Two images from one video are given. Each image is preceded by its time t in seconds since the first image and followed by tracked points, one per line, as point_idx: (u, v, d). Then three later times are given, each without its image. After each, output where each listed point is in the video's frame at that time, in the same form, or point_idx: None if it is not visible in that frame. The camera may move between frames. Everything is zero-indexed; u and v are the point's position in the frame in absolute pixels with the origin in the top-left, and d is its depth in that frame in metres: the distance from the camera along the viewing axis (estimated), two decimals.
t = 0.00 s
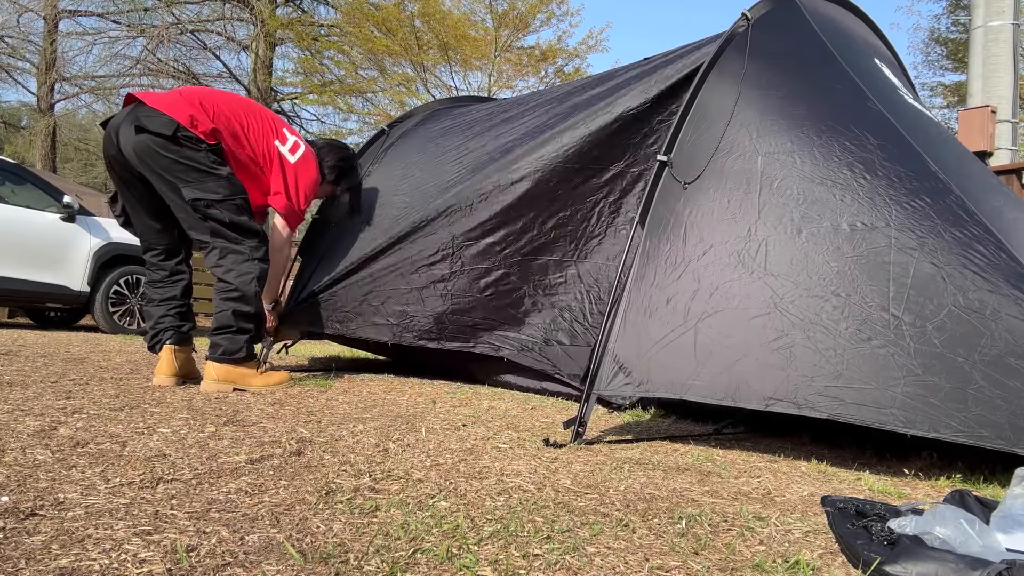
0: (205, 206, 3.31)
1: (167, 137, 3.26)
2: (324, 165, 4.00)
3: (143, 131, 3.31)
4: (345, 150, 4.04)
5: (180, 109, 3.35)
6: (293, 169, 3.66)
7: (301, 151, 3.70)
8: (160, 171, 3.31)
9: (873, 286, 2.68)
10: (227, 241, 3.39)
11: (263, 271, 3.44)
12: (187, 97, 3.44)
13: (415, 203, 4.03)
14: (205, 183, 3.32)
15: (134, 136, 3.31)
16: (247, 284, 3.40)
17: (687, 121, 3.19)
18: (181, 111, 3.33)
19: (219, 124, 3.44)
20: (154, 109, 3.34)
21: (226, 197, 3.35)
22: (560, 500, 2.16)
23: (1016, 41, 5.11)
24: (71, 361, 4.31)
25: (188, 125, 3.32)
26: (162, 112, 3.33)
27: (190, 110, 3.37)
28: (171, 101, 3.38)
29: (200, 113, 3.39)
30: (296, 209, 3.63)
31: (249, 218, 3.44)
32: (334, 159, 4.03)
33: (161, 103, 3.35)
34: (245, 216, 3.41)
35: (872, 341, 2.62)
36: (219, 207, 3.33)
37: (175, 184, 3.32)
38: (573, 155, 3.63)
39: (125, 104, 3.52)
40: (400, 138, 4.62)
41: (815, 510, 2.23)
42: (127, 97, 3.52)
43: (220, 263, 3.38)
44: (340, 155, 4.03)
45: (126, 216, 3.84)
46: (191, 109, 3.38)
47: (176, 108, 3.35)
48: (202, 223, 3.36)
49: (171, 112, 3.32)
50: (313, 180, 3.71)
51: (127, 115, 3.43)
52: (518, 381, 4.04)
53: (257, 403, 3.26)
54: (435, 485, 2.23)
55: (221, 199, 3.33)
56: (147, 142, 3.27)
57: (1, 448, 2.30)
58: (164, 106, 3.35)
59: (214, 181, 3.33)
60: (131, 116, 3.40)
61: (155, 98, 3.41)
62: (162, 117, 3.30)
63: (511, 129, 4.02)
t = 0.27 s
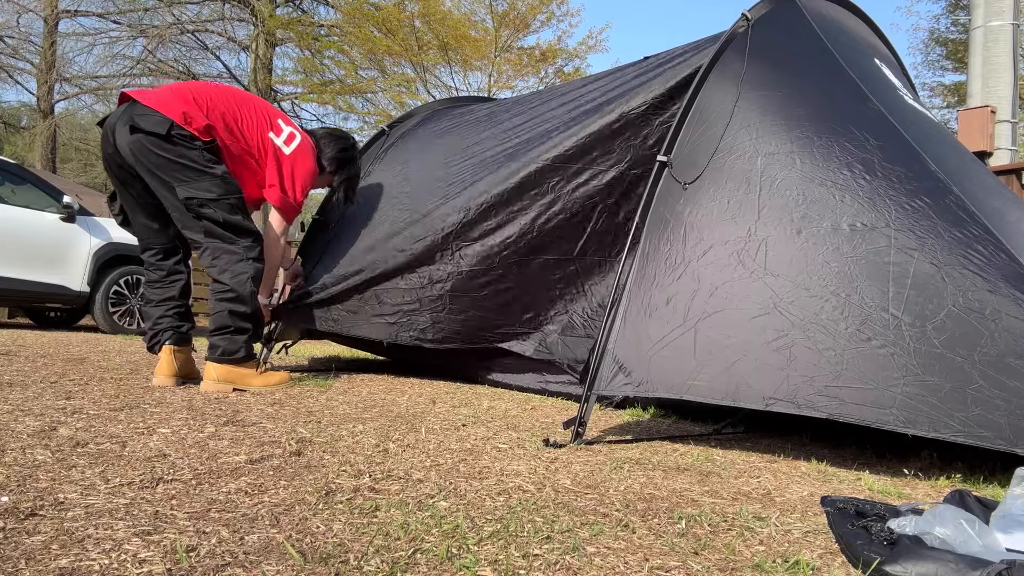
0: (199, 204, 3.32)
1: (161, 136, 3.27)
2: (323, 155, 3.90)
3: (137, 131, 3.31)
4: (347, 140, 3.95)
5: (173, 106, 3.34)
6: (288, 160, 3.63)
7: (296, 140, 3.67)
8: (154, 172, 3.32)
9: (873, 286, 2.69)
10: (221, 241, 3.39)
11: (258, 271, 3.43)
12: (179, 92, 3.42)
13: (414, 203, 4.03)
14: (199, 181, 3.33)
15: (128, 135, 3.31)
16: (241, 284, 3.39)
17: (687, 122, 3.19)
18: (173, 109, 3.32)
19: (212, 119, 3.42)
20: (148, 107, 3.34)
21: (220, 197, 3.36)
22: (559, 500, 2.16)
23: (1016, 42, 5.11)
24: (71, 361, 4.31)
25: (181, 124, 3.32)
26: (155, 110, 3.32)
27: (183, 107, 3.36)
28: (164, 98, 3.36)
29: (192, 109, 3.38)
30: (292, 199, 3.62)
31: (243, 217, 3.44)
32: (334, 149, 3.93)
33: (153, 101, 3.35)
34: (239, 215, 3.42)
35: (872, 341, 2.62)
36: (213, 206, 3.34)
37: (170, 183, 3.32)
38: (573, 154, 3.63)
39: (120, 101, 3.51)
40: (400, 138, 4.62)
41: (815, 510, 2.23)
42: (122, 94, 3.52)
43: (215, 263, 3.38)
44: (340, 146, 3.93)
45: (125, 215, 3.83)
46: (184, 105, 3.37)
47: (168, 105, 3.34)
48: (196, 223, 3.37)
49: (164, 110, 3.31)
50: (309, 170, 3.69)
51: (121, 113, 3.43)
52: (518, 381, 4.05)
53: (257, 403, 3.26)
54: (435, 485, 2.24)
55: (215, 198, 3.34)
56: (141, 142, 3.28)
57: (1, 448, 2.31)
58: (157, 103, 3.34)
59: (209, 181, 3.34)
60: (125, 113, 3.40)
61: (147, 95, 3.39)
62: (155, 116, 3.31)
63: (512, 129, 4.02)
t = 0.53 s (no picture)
0: (188, 199, 3.32)
1: (157, 129, 3.28)
2: (324, 92, 3.70)
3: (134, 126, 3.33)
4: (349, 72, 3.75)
5: (164, 95, 3.32)
6: (285, 108, 3.52)
7: (288, 87, 3.53)
8: (151, 165, 3.34)
9: (873, 286, 2.69)
10: (209, 241, 3.37)
11: (245, 272, 3.40)
12: (167, 77, 3.38)
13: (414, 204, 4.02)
14: (191, 176, 3.33)
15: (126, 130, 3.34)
16: (229, 286, 3.37)
17: (687, 122, 3.19)
18: (164, 99, 3.30)
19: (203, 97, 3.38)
20: (141, 101, 3.34)
21: (212, 193, 3.36)
22: (559, 500, 2.16)
23: (1016, 42, 5.12)
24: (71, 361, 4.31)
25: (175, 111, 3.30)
26: (147, 102, 3.32)
27: (174, 94, 3.33)
28: (154, 88, 3.35)
29: (182, 92, 3.34)
30: (294, 150, 3.51)
31: (233, 216, 3.44)
32: (335, 84, 3.71)
33: (146, 93, 3.34)
34: (229, 213, 3.41)
35: (872, 341, 2.62)
36: (203, 201, 3.34)
37: (163, 177, 3.33)
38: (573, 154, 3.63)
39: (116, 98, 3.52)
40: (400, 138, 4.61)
41: (815, 510, 2.23)
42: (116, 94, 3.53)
43: (204, 264, 3.37)
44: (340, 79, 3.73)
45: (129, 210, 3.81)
46: (175, 92, 3.34)
47: (158, 95, 3.32)
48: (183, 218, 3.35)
49: (156, 101, 3.30)
50: (308, 113, 3.55)
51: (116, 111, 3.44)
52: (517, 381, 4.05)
53: (257, 403, 3.27)
54: (435, 485, 2.24)
55: (205, 194, 3.34)
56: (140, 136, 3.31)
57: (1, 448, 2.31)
58: (148, 95, 3.33)
59: (201, 176, 3.34)
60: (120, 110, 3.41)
61: (137, 89, 3.38)
62: (148, 108, 3.30)
63: (511, 129, 4.02)
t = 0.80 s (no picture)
0: (198, 196, 3.31)
1: (175, 127, 3.30)
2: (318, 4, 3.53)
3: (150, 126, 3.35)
4: None
5: (174, 94, 3.34)
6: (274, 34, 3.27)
7: (275, 15, 3.29)
8: (168, 164, 3.35)
9: (873, 286, 2.69)
10: (215, 242, 3.36)
11: (248, 275, 3.40)
12: (173, 73, 3.38)
13: (414, 204, 4.03)
14: (204, 176, 3.32)
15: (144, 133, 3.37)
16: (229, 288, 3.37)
17: (687, 122, 3.19)
18: (175, 99, 3.33)
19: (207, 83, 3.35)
20: (155, 103, 3.37)
21: (223, 192, 3.35)
22: (560, 500, 2.16)
23: (1016, 42, 5.12)
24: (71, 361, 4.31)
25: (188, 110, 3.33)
26: (159, 103, 3.35)
27: (182, 92, 3.34)
28: (164, 88, 3.37)
29: (189, 87, 3.35)
30: (296, 75, 3.26)
31: (243, 216, 3.44)
32: None
33: (158, 95, 3.37)
34: (239, 214, 3.41)
35: (872, 341, 2.62)
36: (214, 200, 3.33)
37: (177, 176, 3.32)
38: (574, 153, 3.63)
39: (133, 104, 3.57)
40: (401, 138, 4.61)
41: (814, 510, 2.23)
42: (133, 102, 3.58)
43: (208, 265, 3.36)
44: None
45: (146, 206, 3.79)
46: (184, 88, 3.35)
47: (168, 95, 3.34)
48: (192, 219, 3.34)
49: (168, 102, 3.33)
50: (303, 33, 3.29)
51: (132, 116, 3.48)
52: (517, 381, 4.03)
53: (257, 403, 3.27)
54: (435, 485, 2.24)
55: (217, 193, 3.33)
56: (158, 136, 3.33)
57: (1, 448, 2.31)
58: (159, 97, 3.36)
59: (215, 176, 3.33)
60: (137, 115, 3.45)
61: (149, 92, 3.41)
62: (163, 108, 3.33)
63: (512, 129, 4.02)
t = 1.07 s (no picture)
0: (208, 195, 3.30)
1: (189, 128, 3.32)
2: None
3: (165, 127, 3.36)
4: None
5: (184, 93, 3.35)
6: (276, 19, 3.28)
7: None
8: (181, 164, 3.36)
9: (873, 286, 2.69)
10: (224, 242, 3.35)
11: (254, 276, 3.40)
12: (183, 74, 3.41)
13: (414, 203, 4.02)
14: (214, 175, 3.32)
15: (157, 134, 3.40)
16: (233, 289, 3.36)
17: (687, 121, 3.19)
18: (183, 99, 3.34)
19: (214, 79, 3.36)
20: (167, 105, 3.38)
21: (234, 192, 3.35)
22: (560, 500, 2.16)
23: (1016, 42, 5.12)
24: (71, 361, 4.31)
25: (198, 108, 3.33)
26: (170, 103, 3.36)
27: (191, 90, 3.35)
28: (175, 89, 3.39)
29: (197, 85, 3.35)
30: (301, 53, 3.27)
31: (253, 216, 3.44)
32: None
33: (168, 96, 3.38)
34: (249, 214, 3.41)
35: (872, 341, 2.62)
36: (224, 199, 3.32)
37: (190, 175, 3.32)
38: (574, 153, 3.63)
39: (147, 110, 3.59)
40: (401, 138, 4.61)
41: (814, 510, 2.23)
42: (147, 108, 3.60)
43: (213, 265, 3.35)
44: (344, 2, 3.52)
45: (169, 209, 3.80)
46: (191, 87, 3.36)
47: (177, 95, 3.36)
48: (200, 218, 3.34)
49: (177, 103, 3.34)
50: (307, 15, 3.31)
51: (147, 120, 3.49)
52: (517, 380, 4.03)
53: (258, 403, 3.27)
54: (435, 485, 2.24)
55: (228, 192, 3.32)
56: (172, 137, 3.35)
57: (1, 448, 2.31)
58: (169, 97, 3.37)
59: (226, 175, 3.33)
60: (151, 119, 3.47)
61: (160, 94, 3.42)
62: (177, 109, 3.34)
63: (512, 129, 4.02)
